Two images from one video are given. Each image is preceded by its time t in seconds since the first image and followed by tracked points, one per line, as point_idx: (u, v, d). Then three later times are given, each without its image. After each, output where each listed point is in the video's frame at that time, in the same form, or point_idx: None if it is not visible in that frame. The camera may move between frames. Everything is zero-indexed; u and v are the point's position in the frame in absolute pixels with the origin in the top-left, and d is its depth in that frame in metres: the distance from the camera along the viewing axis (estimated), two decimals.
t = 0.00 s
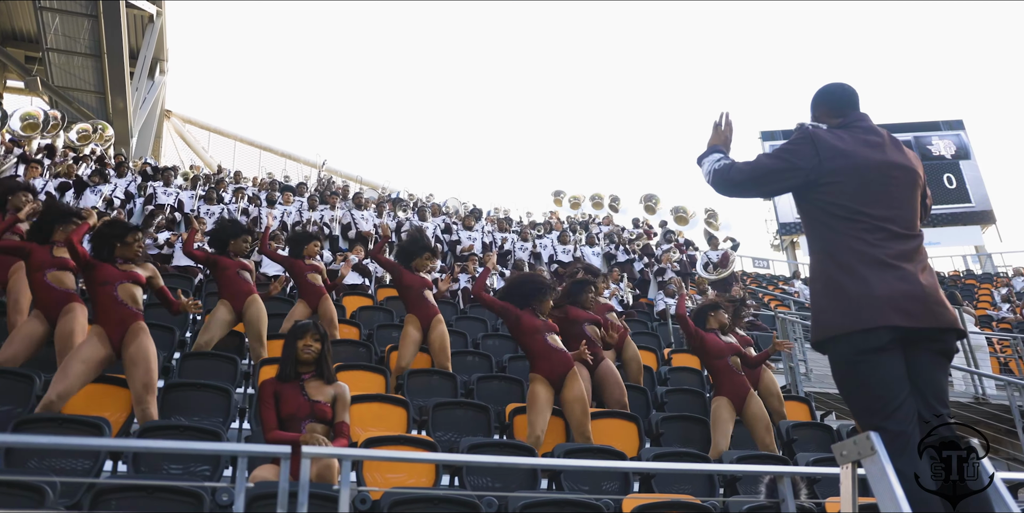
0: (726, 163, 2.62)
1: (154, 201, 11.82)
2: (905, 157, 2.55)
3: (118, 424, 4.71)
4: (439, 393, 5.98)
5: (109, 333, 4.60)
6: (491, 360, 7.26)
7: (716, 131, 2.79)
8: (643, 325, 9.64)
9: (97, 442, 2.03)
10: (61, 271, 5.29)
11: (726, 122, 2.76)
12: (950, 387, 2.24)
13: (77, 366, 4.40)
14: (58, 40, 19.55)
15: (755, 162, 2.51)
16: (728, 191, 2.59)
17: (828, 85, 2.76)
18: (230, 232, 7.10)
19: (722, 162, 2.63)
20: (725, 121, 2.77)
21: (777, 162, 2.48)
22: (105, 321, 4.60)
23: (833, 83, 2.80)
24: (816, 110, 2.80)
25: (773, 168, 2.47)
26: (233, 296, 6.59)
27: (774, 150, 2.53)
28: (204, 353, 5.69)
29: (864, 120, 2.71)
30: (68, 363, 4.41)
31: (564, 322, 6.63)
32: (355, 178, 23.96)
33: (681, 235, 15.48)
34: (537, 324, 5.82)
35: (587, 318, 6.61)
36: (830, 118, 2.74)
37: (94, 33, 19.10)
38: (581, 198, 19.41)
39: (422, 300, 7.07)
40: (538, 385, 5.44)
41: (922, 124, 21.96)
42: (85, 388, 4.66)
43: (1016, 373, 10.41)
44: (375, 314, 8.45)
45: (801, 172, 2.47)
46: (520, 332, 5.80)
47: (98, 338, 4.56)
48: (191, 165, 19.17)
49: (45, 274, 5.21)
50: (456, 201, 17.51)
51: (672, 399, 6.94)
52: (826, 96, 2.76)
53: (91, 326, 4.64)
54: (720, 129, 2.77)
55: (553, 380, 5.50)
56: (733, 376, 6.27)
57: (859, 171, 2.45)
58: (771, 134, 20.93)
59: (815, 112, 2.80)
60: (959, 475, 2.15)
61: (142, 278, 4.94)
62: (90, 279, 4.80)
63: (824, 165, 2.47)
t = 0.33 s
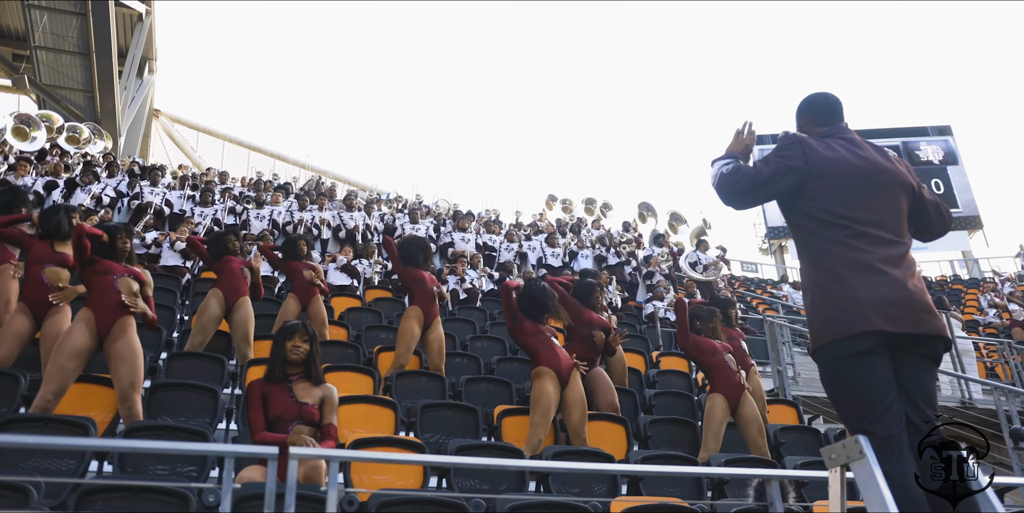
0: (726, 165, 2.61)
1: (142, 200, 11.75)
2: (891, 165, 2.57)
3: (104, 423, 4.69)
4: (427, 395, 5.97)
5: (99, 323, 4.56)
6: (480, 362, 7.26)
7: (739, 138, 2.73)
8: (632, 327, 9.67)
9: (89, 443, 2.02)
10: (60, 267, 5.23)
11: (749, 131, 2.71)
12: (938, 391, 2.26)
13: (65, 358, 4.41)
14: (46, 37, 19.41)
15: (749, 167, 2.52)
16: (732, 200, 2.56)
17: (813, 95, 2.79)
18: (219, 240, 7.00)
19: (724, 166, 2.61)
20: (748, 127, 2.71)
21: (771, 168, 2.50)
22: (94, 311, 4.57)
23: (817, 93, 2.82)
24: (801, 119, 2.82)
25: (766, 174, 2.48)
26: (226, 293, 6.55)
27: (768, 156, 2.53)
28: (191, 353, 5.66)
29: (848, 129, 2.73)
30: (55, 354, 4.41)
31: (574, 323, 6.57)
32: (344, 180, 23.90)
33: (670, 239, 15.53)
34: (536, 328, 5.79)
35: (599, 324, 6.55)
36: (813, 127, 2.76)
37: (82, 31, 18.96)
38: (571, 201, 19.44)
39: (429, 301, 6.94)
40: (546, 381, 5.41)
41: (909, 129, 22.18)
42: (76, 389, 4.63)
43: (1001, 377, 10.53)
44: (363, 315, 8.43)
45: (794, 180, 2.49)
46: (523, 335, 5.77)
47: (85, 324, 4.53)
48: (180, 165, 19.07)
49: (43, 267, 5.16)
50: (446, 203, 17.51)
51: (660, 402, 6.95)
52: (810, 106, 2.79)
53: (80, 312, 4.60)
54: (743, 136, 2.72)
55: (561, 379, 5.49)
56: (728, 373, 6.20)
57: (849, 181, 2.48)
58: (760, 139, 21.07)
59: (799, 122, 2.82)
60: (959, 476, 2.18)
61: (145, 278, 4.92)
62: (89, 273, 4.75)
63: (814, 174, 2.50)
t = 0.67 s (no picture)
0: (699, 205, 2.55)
1: (132, 200, 11.70)
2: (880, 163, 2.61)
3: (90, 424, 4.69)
4: (417, 396, 5.96)
5: (71, 323, 4.58)
6: (470, 364, 7.27)
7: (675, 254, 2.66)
8: (621, 330, 9.71)
9: (76, 442, 2.01)
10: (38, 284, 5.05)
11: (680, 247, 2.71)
12: (929, 396, 2.28)
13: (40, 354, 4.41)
14: (36, 36, 19.31)
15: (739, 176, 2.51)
16: (720, 224, 2.48)
17: (811, 92, 2.80)
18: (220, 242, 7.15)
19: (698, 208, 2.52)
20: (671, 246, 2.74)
21: (763, 173, 2.49)
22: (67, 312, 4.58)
23: (817, 90, 2.84)
24: (799, 118, 2.84)
25: (758, 179, 2.48)
26: (197, 295, 6.56)
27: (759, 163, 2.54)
28: (179, 353, 5.63)
29: (845, 130, 2.76)
30: (29, 344, 4.43)
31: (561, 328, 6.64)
32: (335, 181, 23.86)
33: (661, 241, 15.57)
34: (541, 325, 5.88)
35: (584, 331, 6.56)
36: (811, 127, 2.78)
37: (73, 30, 18.83)
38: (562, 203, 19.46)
39: (409, 307, 6.99)
40: (507, 378, 5.42)
41: (900, 134, 22.34)
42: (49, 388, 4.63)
43: (989, 381, 10.60)
44: (353, 316, 8.42)
45: (788, 183, 2.49)
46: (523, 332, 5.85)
47: (56, 322, 4.52)
48: (169, 165, 18.98)
49: (16, 282, 5.05)
50: (436, 204, 17.50)
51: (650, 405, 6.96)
52: (808, 104, 2.80)
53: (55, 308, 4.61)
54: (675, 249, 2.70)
55: (523, 378, 5.51)
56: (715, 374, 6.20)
57: (842, 180, 2.50)
58: (750, 143, 21.18)
59: (797, 121, 2.84)
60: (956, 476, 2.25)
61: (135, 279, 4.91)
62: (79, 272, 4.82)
63: (808, 175, 2.51)
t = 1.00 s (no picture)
0: (768, 263, 2.35)
1: (124, 199, 11.69)
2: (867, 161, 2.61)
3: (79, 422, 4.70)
4: (407, 396, 5.97)
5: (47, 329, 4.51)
6: (461, 364, 7.29)
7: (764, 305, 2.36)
8: (613, 331, 9.75)
9: (66, 440, 2.01)
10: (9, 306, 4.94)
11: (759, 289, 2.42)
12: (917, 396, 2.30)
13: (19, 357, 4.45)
14: (28, 36, 19.25)
15: (758, 205, 2.45)
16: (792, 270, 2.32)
17: (796, 94, 2.82)
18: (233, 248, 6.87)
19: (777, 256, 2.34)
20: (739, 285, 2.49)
21: (774, 193, 2.46)
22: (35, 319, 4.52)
23: (801, 92, 2.86)
24: (784, 119, 2.86)
25: (776, 202, 2.44)
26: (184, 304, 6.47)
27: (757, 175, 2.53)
28: (169, 352, 5.63)
29: (827, 132, 2.79)
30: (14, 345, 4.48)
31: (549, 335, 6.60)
32: (328, 182, 23.84)
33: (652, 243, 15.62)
34: (539, 340, 5.73)
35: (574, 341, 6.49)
36: (795, 130, 2.80)
37: (65, 29, 18.77)
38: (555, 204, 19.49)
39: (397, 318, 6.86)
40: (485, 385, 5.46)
41: (892, 136, 22.45)
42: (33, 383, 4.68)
43: (980, 383, 10.66)
44: (344, 316, 8.43)
45: (795, 195, 2.48)
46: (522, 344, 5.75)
47: (36, 325, 4.51)
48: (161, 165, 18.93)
49: None
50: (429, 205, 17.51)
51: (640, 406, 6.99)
52: (794, 105, 2.82)
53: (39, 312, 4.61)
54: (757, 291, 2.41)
55: (504, 387, 5.51)
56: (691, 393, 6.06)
57: (837, 180, 2.53)
58: (743, 144, 21.25)
59: (781, 124, 2.86)
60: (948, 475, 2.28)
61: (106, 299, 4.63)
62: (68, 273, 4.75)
63: (803, 182, 2.53)
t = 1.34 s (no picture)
0: (742, 274, 2.39)
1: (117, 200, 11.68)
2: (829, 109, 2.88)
3: (70, 421, 4.71)
4: (399, 396, 5.98)
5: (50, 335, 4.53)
6: (453, 365, 7.31)
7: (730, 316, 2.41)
8: (605, 332, 9.79)
9: (55, 436, 2.01)
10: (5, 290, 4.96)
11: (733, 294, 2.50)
12: (906, 394, 2.31)
13: (25, 365, 4.46)
14: (24, 36, 19.20)
15: (743, 208, 2.45)
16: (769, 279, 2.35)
17: (786, 89, 2.82)
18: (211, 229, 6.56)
19: (751, 270, 2.37)
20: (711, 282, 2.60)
21: (762, 194, 2.45)
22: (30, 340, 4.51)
23: (790, 85, 2.87)
24: (774, 115, 2.86)
25: (763, 205, 2.43)
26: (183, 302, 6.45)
27: (743, 177, 2.52)
28: (161, 351, 5.63)
29: (818, 125, 2.80)
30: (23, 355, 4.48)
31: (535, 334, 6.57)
32: (323, 183, 23.84)
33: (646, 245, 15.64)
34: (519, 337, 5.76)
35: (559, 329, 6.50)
36: (787, 125, 2.81)
37: (60, 30, 18.73)
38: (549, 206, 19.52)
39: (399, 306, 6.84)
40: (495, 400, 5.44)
41: (888, 139, 22.54)
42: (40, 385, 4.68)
43: (973, 386, 10.70)
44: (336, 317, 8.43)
45: (784, 196, 2.46)
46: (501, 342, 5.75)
47: (42, 334, 4.53)
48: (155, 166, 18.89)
49: None
50: (423, 207, 17.52)
51: (632, 407, 7.00)
52: (784, 99, 2.83)
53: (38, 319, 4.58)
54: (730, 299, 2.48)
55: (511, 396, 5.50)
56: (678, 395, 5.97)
57: (823, 181, 2.53)
58: (738, 147, 21.32)
59: (773, 118, 2.86)
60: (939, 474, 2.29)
61: (76, 304, 4.50)
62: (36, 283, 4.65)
63: (792, 182, 2.52)
